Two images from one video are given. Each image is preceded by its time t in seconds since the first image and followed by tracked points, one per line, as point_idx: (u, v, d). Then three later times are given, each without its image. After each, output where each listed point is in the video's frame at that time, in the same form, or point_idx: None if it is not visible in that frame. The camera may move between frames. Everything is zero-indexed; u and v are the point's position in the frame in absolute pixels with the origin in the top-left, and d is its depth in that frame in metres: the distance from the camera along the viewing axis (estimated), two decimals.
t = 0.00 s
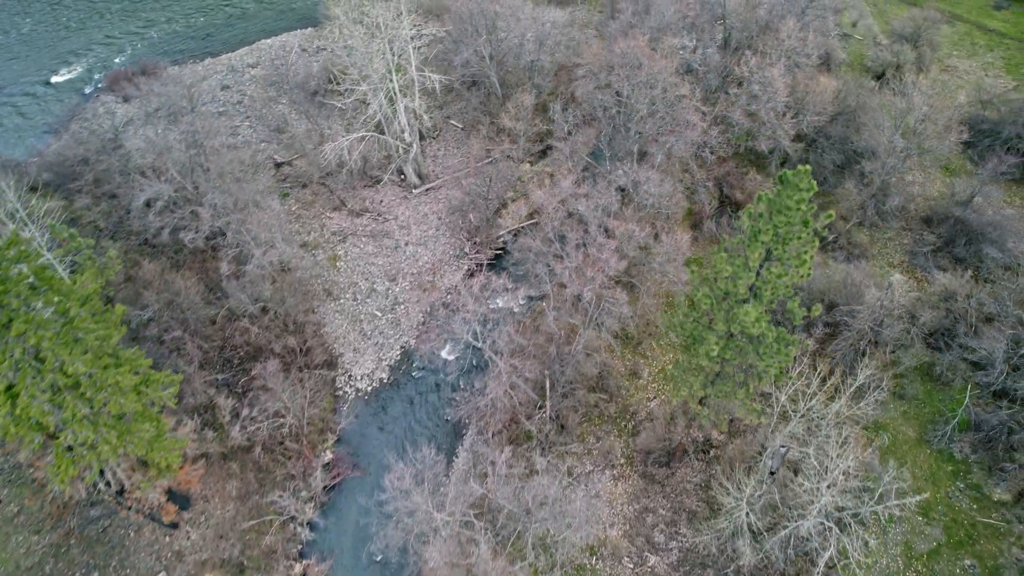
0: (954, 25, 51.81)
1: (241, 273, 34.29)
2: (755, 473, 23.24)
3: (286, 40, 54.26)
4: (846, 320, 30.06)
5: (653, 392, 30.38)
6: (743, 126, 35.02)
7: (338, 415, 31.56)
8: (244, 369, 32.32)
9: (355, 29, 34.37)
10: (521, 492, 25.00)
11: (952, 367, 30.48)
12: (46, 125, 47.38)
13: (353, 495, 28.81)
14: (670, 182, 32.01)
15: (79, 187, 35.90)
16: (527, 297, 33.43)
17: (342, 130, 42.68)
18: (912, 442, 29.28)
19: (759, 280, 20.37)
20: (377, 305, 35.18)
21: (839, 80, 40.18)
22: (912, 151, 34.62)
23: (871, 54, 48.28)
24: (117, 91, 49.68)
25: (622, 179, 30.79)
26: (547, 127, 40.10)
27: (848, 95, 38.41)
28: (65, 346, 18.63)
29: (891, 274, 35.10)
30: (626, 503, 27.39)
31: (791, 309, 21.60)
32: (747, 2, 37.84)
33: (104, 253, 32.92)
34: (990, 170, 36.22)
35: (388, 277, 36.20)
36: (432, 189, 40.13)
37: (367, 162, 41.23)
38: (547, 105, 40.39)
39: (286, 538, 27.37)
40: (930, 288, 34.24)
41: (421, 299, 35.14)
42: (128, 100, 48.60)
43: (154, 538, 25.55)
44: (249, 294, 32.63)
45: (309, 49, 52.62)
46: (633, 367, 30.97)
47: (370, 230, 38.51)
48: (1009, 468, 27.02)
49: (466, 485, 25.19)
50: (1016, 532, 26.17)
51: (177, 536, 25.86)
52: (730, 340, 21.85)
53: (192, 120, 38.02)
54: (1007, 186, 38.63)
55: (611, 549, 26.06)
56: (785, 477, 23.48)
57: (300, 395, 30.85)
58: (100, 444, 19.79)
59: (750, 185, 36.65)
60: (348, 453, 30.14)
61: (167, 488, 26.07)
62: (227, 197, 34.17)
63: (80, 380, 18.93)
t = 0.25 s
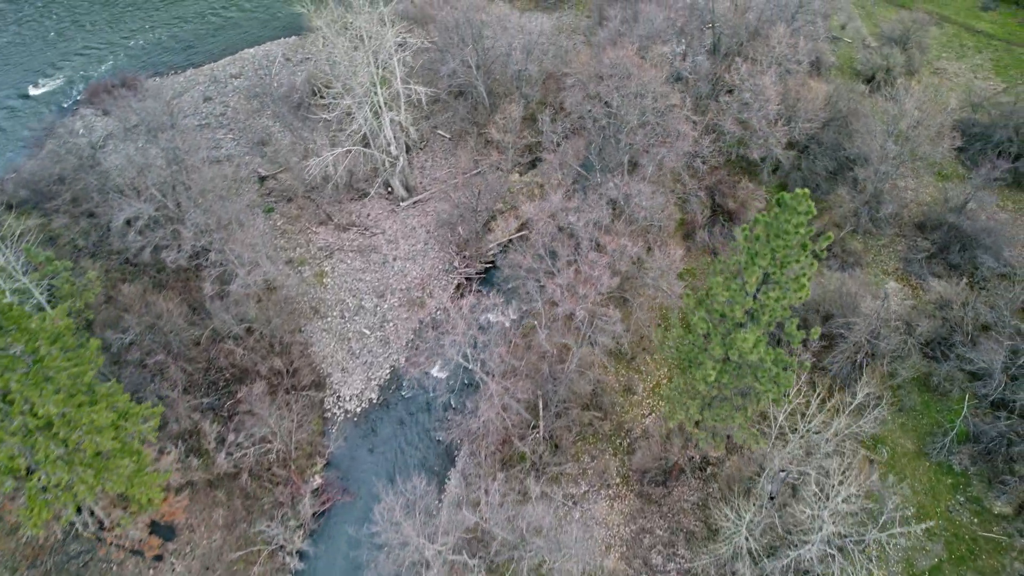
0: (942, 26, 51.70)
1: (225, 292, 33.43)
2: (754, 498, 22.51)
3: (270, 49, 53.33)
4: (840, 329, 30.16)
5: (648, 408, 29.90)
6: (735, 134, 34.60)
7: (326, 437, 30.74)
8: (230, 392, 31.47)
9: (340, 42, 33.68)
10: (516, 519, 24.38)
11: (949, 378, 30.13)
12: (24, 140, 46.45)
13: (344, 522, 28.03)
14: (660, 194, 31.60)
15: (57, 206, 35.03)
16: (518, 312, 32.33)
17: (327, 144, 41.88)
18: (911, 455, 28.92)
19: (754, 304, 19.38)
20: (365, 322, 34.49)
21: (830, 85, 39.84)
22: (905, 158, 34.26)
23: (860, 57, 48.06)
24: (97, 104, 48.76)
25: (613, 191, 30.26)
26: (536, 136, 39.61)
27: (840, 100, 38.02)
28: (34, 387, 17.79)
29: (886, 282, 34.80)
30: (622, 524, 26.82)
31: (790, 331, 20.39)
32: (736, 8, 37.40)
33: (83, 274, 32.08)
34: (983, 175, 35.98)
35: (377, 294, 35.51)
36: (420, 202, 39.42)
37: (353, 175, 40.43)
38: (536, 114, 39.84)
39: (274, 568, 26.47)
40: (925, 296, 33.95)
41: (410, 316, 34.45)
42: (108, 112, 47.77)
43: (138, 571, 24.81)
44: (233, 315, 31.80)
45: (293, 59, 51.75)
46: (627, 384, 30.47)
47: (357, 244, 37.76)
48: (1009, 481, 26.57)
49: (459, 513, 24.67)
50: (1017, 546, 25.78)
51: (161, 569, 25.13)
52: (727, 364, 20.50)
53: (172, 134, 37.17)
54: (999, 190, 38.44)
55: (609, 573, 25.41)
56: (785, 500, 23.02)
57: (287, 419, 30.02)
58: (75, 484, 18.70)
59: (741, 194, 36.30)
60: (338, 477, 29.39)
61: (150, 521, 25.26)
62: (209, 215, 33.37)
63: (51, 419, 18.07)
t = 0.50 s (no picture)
0: (933, 29, 51.46)
1: (211, 313, 32.65)
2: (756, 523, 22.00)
3: (255, 59, 52.43)
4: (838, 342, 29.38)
5: (645, 425, 29.29)
6: (729, 143, 34.16)
7: (316, 461, 29.92)
8: (216, 415, 30.66)
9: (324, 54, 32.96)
10: (512, 546, 23.69)
11: (948, 390, 29.76)
12: (4, 154, 45.57)
13: (335, 549, 27.23)
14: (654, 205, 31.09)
15: (35, 224, 34.17)
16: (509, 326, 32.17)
17: (314, 157, 41.19)
18: (911, 469, 28.48)
19: (754, 330, 18.63)
20: (354, 341, 33.77)
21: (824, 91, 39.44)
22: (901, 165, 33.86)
23: (852, 61, 47.73)
24: (78, 116, 47.86)
25: (607, 204, 29.65)
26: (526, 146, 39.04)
27: (833, 106, 37.69)
28: (4, 430, 17.07)
29: (882, 291, 34.40)
30: (620, 547, 26.25)
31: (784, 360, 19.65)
32: (728, 14, 36.92)
33: (64, 296, 31.29)
34: (978, 182, 35.65)
35: (366, 311, 34.81)
36: (409, 215, 38.67)
37: (341, 187, 39.59)
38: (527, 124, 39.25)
39: None
40: (923, 305, 33.57)
41: (400, 333, 33.79)
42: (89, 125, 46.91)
43: None
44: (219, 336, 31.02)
45: (279, 68, 50.91)
46: (623, 401, 29.89)
47: (345, 260, 37.05)
48: (1012, 496, 26.17)
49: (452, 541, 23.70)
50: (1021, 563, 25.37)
51: None
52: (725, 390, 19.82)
53: (154, 149, 36.37)
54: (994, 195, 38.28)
55: None
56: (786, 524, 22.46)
57: (275, 443, 29.21)
58: (50, 528, 17.59)
59: (735, 203, 35.86)
60: (328, 503, 28.57)
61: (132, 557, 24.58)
62: (193, 234, 32.57)
63: (23, 462, 17.23)
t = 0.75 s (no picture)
0: (926, 31, 51.17)
1: (197, 333, 31.81)
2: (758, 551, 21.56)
3: (241, 69, 51.52)
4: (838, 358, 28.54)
5: (642, 442, 28.74)
6: (724, 152, 33.63)
7: (306, 485, 29.15)
8: (204, 439, 29.80)
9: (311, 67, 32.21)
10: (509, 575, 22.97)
11: (949, 403, 29.25)
12: None
13: None
14: (648, 219, 30.59)
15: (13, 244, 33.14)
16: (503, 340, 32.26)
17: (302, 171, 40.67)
18: (913, 485, 28.03)
19: (755, 359, 18.20)
20: (345, 359, 33.08)
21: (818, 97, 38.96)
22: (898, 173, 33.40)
23: (846, 65, 47.37)
24: (60, 129, 46.84)
25: (601, 218, 29.09)
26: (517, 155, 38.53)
27: (827, 113, 37.22)
28: None
29: (880, 301, 33.94)
30: (618, 571, 25.66)
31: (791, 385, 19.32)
32: (721, 21, 36.38)
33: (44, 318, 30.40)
34: (975, 189, 35.29)
35: (356, 328, 34.13)
36: (400, 228, 37.98)
37: (330, 201, 38.90)
38: (519, 134, 38.65)
39: None
40: (922, 315, 33.13)
41: (392, 351, 33.18)
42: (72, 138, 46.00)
43: None
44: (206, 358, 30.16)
45: (266, 77, 50.08)
46: (619, 419, 29.26)
47: (335, 275, 36.35)
48: (1016, 512, 25.74)
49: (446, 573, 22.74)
50: None
51: None
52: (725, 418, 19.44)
53: (137, 165, 35.50)
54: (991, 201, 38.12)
55: None
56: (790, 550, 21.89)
57: (264, 468, 28.36)
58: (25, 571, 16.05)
59: (731, 213, 35.35)
60: (319, 529, 27.86)
61: None
62: (177, 253, 31.75)
63: None
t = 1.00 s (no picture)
0: (921, 35, 50.80)
1: (184, 355, 31.03)
2: None
3: (230, 78, 50.68)
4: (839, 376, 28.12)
5: (640, 461, 28.37)
6: (721, 163, 32.99)
7: (297, 509, 28.43)
8: (193, 463, 28.93)
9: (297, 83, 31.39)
10: None
11: (952, 419, 28.71)
12: None
13: None
14: (645, 233, 30.03)
15: None
16: (498, 357, 31.98)
17: (292, 187, 40.24)
18: (917, 503, 27.55)
19: (758, 391, 17.80)
20: (336, 379, 32.38)
21: (815, 104, 38.47)
22: (898, 183, 32.92)
23: (842, 70, 46.94)
24: (44, 141, 45.92)
25: (596, 236, 28.65)
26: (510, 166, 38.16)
27: (824, 121, 36.77)
28: None
29: (880, 312, 33.45)
30: None
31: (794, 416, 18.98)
32: (716, 29, 35.83)
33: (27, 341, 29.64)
34: (975, 198, 34.87)
35: (348, 346, 33.46)
36: (391, 242, 37.31)
37: (321, 216, 38.26)
38: (512, 145, 38.04)
39: None
40: (923, 327, 32.65)
41: (385, 369, 32.57)
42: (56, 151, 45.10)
43: None
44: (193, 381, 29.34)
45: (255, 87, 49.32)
46: (617, 438, 28.79)
47: (326, 291, 35.65)
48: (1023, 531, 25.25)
49: None
50: None
51: None
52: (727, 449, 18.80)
53: (123, 181, 34.72)
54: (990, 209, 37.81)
55: None
56: None
57: (253, 494, 27.48)
58: None
59: (728, 224, 34.82)
60: (312, 555, 27.17)
61: None
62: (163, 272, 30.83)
63: None
